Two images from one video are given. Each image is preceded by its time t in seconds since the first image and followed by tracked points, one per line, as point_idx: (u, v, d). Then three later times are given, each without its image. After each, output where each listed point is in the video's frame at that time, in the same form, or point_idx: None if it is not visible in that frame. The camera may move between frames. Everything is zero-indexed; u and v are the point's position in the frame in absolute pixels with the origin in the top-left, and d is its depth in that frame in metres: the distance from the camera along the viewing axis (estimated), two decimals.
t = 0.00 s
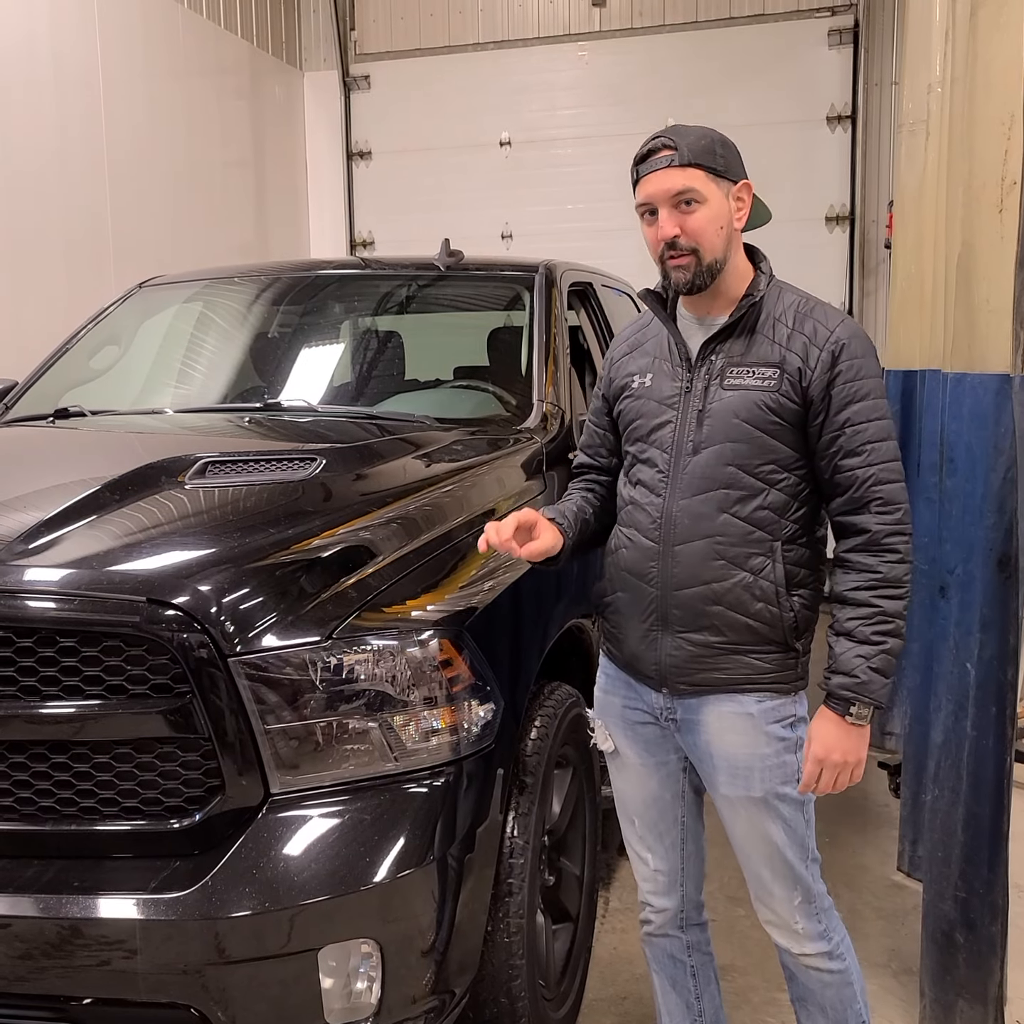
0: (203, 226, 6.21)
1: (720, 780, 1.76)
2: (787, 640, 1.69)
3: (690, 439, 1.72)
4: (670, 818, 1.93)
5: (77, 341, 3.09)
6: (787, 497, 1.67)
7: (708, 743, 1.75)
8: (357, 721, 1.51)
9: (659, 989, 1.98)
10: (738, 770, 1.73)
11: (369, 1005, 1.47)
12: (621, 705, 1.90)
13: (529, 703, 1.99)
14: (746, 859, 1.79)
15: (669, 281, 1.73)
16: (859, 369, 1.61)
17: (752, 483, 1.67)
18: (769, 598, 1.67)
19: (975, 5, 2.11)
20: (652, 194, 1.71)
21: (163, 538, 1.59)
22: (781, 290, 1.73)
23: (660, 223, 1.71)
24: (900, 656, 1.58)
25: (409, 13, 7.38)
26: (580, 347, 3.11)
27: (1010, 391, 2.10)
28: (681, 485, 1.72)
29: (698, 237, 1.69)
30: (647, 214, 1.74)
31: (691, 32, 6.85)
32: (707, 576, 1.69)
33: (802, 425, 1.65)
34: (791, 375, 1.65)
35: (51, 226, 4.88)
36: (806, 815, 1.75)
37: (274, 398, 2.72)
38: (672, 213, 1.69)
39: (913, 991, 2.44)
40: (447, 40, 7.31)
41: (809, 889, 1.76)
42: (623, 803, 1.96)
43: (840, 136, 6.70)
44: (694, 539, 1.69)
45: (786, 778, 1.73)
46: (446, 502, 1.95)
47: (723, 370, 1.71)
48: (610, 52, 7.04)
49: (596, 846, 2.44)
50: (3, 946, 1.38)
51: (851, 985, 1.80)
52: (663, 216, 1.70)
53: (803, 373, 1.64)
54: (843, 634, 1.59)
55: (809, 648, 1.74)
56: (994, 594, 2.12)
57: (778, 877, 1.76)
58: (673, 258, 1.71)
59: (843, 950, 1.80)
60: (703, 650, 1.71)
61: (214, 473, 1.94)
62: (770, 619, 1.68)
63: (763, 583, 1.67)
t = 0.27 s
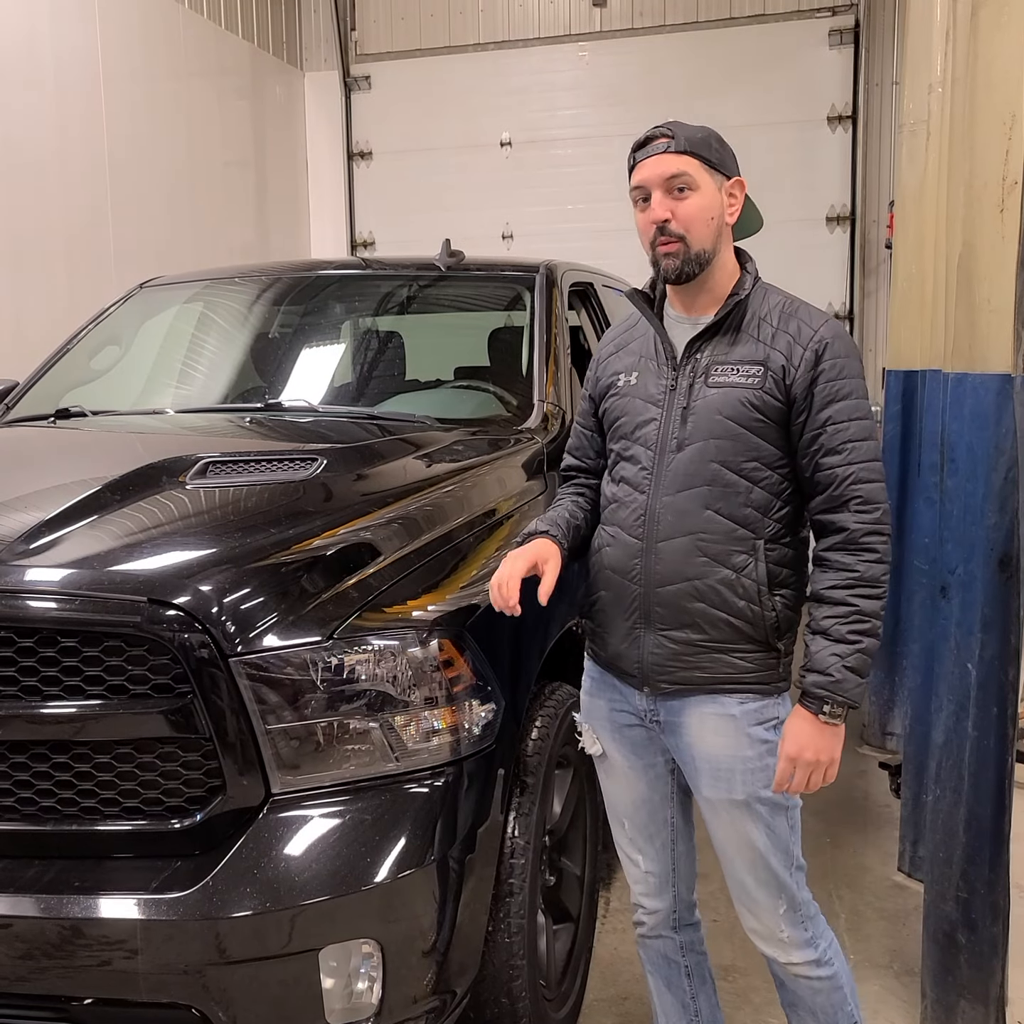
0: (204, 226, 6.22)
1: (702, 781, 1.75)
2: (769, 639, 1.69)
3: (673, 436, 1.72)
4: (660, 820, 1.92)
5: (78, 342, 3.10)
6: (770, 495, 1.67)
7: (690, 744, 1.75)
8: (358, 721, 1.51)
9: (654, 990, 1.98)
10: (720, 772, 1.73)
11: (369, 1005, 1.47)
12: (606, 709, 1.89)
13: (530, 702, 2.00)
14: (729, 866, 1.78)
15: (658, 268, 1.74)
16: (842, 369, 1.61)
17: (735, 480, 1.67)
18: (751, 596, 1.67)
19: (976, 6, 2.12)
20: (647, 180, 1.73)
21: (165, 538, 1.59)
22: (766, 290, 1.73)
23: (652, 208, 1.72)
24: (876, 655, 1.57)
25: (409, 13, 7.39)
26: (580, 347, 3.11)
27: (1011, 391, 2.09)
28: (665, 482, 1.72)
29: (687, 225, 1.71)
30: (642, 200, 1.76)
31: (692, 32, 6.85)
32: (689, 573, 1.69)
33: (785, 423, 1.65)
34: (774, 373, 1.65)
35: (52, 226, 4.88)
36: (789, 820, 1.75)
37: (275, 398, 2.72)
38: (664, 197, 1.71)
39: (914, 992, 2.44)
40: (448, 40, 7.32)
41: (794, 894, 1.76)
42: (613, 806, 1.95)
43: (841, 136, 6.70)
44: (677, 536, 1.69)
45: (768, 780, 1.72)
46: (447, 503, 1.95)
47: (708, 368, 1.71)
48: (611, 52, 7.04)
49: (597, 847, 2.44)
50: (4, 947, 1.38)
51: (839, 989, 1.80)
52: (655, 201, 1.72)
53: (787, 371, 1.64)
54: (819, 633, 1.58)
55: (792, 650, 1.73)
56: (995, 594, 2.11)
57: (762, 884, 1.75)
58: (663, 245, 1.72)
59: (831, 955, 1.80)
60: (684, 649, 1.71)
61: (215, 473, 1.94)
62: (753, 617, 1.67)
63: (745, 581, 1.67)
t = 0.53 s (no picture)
0: (206, 226, 6.22)
1: (679, 781, 1.75)
2: (757, 638, 1.68)
3: (664, 434, 1.72)
4: (655, 819, 1.92)
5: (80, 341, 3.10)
6: (760, 495, 1.67)
7: (671, 743, 1.75)
8: (360, 720, 1.51)
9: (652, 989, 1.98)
10: (695, 773, 1.72)
11: (372, 1004, 1.47)
12: (596, 708, 1.89)
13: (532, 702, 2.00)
14: (692, 876, 1.76)
15: (648, 273, 1.74)
16: (832, 370, 1.61)
17: (725, 479, 1.66)
18: (739, 595, 1.66)
19: (979, 4, 2.10)
20: (634, 186, 1.73)
21: (166, 538, 1.58)
22: (758, 292, 1.73)
23: (639, 214, 1.73)
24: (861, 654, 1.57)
25: (411, 12, 7.38)
26: (582, 347, 3.11)
27: (1014, 390, 2.09)
28: (655, 480, 1.71)
29: (675, 229, 1.71)
30: (629, 206, 1.76)
31: (694, 31, 6.84)
32: (678, 570, 1.68)
33: (775, 423, 1.65)
34: (764, 372, 1.64)
35: (55, 227, 4.89)
36: (760, 833, 1.75)
37: (277, 397, 2.72)
38: (651, 203, 1.71)
39: (917, 992, 2.43)
40: (449, 40, 7.32)
41: (759, 910, 1.74)
42: (607, 806, 1.95)
43: (842, 135, 6.70)
44: (667, 533, 1.69)
45: (742, 784, 1.72)
46: (449, 502, 1.95)
47: (699, 367, 1.71)
48: (612, 52, 7.03)
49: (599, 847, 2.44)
50: (6, 946, 1.38)
51: (801, 1004, 1.79)
52: (642, 206, 1.72)
53: (776, 370, 1.64)
54: (803, 630, 1.58)
55: (779, 651, 1.72)
56: (997, 593, 2.11)
57: (724, 898, 1.73)
58: (652, 250, 1.72)
59: (794, 973, 1.78)
60: (671, 647, 1.71)
61: (217, 473, 1.93)
62: (741, 616, 1.66)
63: (733, 579, 1.66)
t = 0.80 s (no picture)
0: (209, 226, 6.22)
1: (656, 772, 1.74)
2: (763, 637, 1.67)
3: (668, 434, 1.71)
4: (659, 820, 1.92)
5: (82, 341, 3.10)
6: (765, 493, 1.67)
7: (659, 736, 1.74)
8: (362, 721, 1.51)
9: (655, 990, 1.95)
10: (671, 762, 1.71)
11: (374, 1005, 1.47)
12: (601, 706, 1.89)
13: (535, 702, 1.99)
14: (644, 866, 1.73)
15: (646, 275, 1.74)
16: (835, 367, 1.62)
17: (730, 478, 1.66)
18: (745, 594, 1.65)
19: (983, 3, 2.07)
20: (631, 189, 1.74)
21: (169, 538, 1.58)
22: (760, 292, 1.73)
23: (637, 217, 1.73)
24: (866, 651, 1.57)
25: (414, 13, 7.38)
26: (585, 347, 3.11)
27: (1018, 389, 2.08)
28: (660, 480, 1.71)
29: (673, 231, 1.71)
30: (627, 210, 1.76)
31: (697, 31, 6.84)
32: (683, 570, 1.67)
33: (779, 421, 1.66)
34: (768, 371, 1.65)
35: (58, 227, 4.89)
36: (723, 834, 1.73)
37: (279, 397, 2.72)
38: (648, 206, 1.72)
39: (920, 993, 2.43)
40: (452, 40, 7.32)
41: (705, 906, 1.71)
42: (611, 805, 1.94)
43: (846, 136, 6.69)
44: (672, 533, 1.68)
45: (717, 779, 1.70)
46: (451, 502, 1.95)
47: (702, 367, 1.70)
48: (615, 52, 7.03)
49: (602, 848, 2.43)
50: (8, 945, 1.38)
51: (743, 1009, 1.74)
52: (640, 209, 1.72)
53: (780, 369, 1.64)
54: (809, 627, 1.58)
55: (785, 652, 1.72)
56: (1001, 593, 2.11)
57: (669, 891, 1.70)
58: (650, 252, 1.72)
59: (738, 972, 1.73)
60: (678, 645, 1.69)
61: (219, 473, 1.93)
62: (746, 615, 1.66)
63: (740, 578, 1.66)
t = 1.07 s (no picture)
0: (210, 226, 6.23)
1: (668, 772, 1.74)
2: (776, 634, 1.68)
3: (678, 433, 1.71)
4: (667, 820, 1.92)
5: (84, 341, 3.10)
6: (776, 490, 1.67)
7: (671, 736, 1.74)
8: (364, 720, 1.51)
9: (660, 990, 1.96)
10: (683, 763, 1.71)
11: (376, 1005, 1.47)
12: (611, 705, 1.89)
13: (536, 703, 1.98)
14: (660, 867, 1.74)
15: (654, 274, 1.75)
16: (844, 361, 1.62)
17: (741, 475, 1.66)
18: (758, 590, 1.66)
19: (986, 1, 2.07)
20: (637, 190, 1.75)
21: (170, 538, 1.58)
22: (766, 288, 1.73)
23: (644, 216, 1.73)
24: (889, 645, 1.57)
25: (415, 12, 7.38)
26: (587, 346, 3.11)
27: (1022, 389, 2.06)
28: (670, 479, 1.71)
29: (680, 230, 1.71)
30: (633, 210, 1.77)
31: (698, 31, 6.83)
32: (695, 568, 1.67)
33: (789, 417, 1.65)
34: (777, 367, 1.65)
35: (60, 227, 4.90)
36: (735, 835, 1.72)
37: (281, 397, 2.72)
38: (655, 205, 1.72)
39: (923, 993, 2.43)
40: (453, 40, 7.32)
41: (718, 906, 1.70)
42: (620, 805, 1.94)
43: (847, 135, 6.68)
44: (683, 532, 1.68)
45: (731, 779, 1.70)
46: (453, 502, 1.94)
47: (711, 365, 1.70)
48: (616, 52, 7.03)
49: (604, 848, 2.43)
50: (10, 946, 1.38)
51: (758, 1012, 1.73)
52: (646, 209, 1.73)
53: (789, 364, 1.64)
54: (830, 624, 1.58)
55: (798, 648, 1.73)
56: (1004, 593, 2.10)
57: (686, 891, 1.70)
58: (658, 251, 1.72)
59: (754, 974, 1.72)
60: (693, 643, 1.69)
61: (221, 473, 1.93)
62: (760, 611, 1.66)
63: (753, 575, 1.66)
